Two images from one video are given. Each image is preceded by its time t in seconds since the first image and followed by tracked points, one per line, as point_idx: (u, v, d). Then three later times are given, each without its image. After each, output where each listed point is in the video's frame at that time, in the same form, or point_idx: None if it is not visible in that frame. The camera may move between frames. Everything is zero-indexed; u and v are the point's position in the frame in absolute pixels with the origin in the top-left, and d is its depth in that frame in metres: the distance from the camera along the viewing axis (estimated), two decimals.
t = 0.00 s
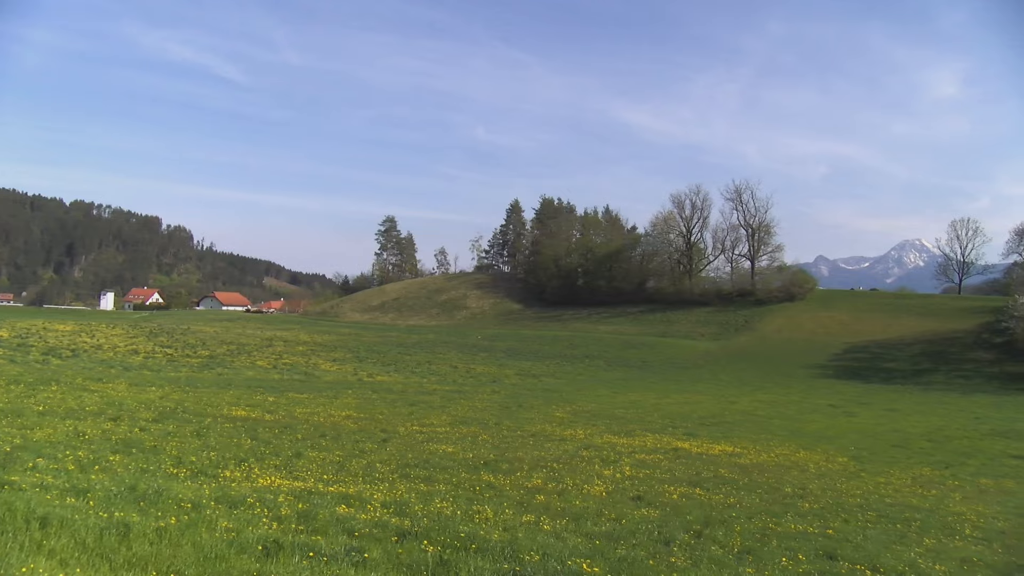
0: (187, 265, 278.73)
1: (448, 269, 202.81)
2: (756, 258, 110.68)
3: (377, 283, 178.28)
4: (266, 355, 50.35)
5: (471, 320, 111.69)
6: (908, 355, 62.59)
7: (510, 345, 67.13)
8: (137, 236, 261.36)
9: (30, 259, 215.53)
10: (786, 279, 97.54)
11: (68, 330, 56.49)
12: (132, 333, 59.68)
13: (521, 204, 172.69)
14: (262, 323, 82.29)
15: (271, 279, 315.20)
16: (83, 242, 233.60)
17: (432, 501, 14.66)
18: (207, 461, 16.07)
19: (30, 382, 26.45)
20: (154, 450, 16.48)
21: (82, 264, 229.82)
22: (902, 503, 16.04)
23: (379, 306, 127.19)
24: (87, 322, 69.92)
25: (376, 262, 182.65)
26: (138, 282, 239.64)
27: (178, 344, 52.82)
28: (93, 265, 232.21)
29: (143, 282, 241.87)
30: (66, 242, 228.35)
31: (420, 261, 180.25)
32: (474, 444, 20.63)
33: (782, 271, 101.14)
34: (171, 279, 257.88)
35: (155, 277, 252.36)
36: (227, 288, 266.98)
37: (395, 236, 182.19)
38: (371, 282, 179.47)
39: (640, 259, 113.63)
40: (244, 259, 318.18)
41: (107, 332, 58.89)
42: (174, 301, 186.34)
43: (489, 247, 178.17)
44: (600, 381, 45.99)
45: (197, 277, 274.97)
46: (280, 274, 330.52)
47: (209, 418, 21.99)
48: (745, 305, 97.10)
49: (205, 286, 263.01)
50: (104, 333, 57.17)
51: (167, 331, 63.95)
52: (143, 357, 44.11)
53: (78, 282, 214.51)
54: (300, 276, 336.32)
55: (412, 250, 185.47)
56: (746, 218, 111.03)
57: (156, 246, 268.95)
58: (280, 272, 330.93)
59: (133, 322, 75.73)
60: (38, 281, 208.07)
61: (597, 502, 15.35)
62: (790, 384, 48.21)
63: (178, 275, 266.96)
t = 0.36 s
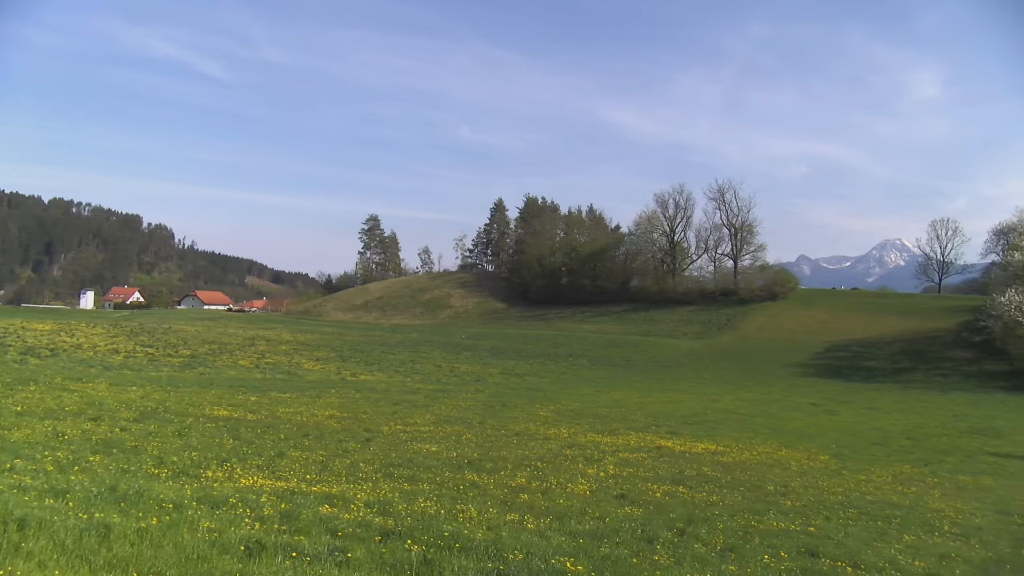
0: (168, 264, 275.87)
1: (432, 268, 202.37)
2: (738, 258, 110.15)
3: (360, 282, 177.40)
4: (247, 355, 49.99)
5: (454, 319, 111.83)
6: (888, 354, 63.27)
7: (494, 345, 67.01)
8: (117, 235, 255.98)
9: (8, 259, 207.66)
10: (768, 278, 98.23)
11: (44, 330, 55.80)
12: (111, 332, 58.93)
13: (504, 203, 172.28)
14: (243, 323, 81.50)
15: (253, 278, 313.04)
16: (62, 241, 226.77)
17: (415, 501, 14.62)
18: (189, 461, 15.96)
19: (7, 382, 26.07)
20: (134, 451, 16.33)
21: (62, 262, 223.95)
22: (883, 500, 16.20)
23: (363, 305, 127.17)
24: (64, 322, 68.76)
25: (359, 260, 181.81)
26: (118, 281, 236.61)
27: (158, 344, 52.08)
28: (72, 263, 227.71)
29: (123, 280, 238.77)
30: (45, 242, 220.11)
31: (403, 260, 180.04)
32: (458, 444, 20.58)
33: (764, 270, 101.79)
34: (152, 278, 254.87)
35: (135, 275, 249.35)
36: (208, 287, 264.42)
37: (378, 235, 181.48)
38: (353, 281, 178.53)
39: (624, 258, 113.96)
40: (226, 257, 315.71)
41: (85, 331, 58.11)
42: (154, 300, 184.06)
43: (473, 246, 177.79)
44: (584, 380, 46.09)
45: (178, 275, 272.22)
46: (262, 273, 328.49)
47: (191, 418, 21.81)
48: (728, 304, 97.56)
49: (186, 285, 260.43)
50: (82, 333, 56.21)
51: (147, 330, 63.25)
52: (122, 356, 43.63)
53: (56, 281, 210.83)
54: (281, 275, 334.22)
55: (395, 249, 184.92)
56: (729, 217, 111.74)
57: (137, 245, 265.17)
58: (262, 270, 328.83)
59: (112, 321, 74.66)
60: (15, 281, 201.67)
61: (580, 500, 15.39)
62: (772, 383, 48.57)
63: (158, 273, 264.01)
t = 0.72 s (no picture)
0: (150, 262, 273.46)
1: (417, 266, 201.91)
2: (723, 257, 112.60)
3: (344, 281, 176.58)
4: (229, 354, 49.70)
5: (439, 318, 111.63)
6: (870, 352, 63.78)
7: (479, 344, 66.89)
8: (97, 234, 255.24)
9: None
10: (751, 277, 98.79)
11: (21, 329, 55.24)
12: (92, 331, 58.30)
13: (488, 202, 171.91)
14: (225, 322, 80.91)
15: (237, 277, 311.14)
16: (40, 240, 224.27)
17: (399, 500, 14.59)
18: (171, 462, 15.87)
19: None
20: (116, 451, 16.20)
21: (41, 260, 220.59)
22: (865, 498, 16.32)
23: (347, 303, 126.92)
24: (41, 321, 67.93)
25: (343, 259, 181.01)
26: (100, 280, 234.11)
27: (140, 343, 51.55)
28: (52, 261, 224.89)
29: (104, 279, 236.28)
30: (24, 240, 217.75)
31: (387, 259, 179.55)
32: (442, 443, 20.57)
33: (747, 269, 102.30)
34: (134, 277, 252.45)
35: (117, 274, 246.84)
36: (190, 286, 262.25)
37: (362, 233, 180.65)
38: (337, 280, 177.70)
39: (608, 258, 113.62)
40: (210, 256, 313.55)
41: (65, 330, 57.47)
42: (136, 300, 182.41)
43: (458, 244, 177.57)
44: (569, 379, 46.11)
45: (161, 274, 269.90)
46: (245, 272, 326.62)
47: (173, 418, 21.68)
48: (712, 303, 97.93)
49: (169, 283, 258.28)
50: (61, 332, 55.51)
51: (127, 329, 62.63)
52: (103, 356, 43.27)
53: (35, 280, 208.02)
54: (264, 274, 332.27)
55: (379, 247, 184.34)
56: (713, 217, 112.32)
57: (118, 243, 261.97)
58: (246, 269, 326.96)
59: (92, 320, 73.72)
60: None
61: (565, 499, 15.42)
62: (755, 382, 48.76)
63: (140, 272, 261.50)
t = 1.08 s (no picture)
0: (133, 262, 271.08)
1: (402, 266, 201.42)
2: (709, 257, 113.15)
3: (329, 280, 175.80)
4: (212, 354, 49.39)
5: (425, 317, 111.32)
6: (854, 351, 64.25)
7: (464, 343, 66.82)
8: (80, 233, 253.06)
9: None
10: (737, 277, 99.34)
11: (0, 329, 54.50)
12: (73, 331, 57.71)
13: (474, 201, 171.85)
14: (208, 321, 80.33)
15: (221, 275, 309.29)
16: (22, 239, 221.60)
17: (384, 500, 14.55)
18: (155, 462, 15.76)
19: None
20: (99, 451, 16.07)
21: (22, 259, 217.92)
22: (848, 496, 16.43)
23: (333, 303, 126.22)
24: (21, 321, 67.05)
25: (328, 258, 180.25)
26: (82, 279, 231.81)
27: (122, 343, 51.06)
28: (33, 260, 222.36)
29: (87, 278, 234.02)
30: (6, 239, 216.01)
31: (372, 258, 179.03)
32: (428, 443, 20.56)
33: (732, 269, 102.82)
34: (117, 276, 250.09)
35: (99, 273, 244.36)
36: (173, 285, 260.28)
37: (347, 232, 179.94)
38: (322, 279, 176.90)
39: (594, 257, 114.02)
40: (194, 255, 311.36)
41: (46, 330, 56.89)
42: (120, 300, 180.71)
43: (444, 244, 177.29)
44: (555, 378, 46.20)
45: (145, 274, 267.59)
46: (229, 271, 324.86)
47: (156, 418, 21.55)
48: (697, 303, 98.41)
49: (152, 282, 256.14)
50: (42, 332, 54.85)
51: (108, 329, 61.99)
52: (85, 356, 42.88)
53: (16, 279, 205.44)
54: (249, 273, 330.38)
55: (365, 247, 183.78)
56: (699, 217, 112.82)
57: (100, 242, 259.35)
58: (230, 268, 325.03)
59: (72, 320, 72.84)
60: None
61: (551, 498, 15.45)
62: (739, 381, 49.08)
63: (123, 271, 259.05)
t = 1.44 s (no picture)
0: (117, 261, 268.61)
1: (388, 265, 200.89)
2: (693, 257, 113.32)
3: (314, 280, 174.92)
4: (198, 354, 49.09)
5: (410, 317, 111.05)
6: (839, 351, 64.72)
7: (450, 343, 66.73)
8: (62, 232, 250.23)
9: None
10: (722, 277, 99.91)
11: None
12: (54, 331, 57.12)
13: (460, 200, 171.58)
14: (192, 321, 79.62)
15: (206, 275, 307.25)
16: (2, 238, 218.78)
17: (370, 501, 14.52)
18: (138, 462, 15.65)
19: None
20: (81, 452, 15.92)
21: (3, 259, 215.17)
22: (833, 494, 16.54)
23: (317, 303, 125.54)
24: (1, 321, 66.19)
25: (314, 258, 179.42)
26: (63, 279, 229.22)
27: (105, 343, 50.55)
28: (14, 260, 219.62)
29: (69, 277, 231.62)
30: None
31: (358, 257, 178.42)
32: (414, 442, 20.51)
33: (717, 268, 103.38)
34: (100, 275, 247.61)
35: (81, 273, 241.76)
36: (157, 284, 258.13)
37: (333, 232, 179.25)
38: (307, 278, 175.98)
39: (580, 257, 114.30)
40: (178, 254, 309.03)
41: (27, 330, 56.25)
42: (102, 300, 178.83)
43: (430, 243, 176.99)
44: (541, 378, 46.23)
45: (128, 273, 265.20)
46: (214, 270, 322.79)
47: (140, 419, 21.39)
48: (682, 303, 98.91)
49: (135, 281, 253.96)
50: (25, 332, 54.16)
51: (91, 328, 61.34)
52: (68, 356, 42.47)
53: None
54: (234, 272, 328.40)
55: (350, 246, 183.20)
56: (684, 217, 113.31)
57: (83, 242, 256.66)
58: (215, 267, 322.96)
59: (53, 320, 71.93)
60: None
61: (537, 498, 15.46)
62: (725, 380, 49.46)
63: (106, 270, 256.65)
